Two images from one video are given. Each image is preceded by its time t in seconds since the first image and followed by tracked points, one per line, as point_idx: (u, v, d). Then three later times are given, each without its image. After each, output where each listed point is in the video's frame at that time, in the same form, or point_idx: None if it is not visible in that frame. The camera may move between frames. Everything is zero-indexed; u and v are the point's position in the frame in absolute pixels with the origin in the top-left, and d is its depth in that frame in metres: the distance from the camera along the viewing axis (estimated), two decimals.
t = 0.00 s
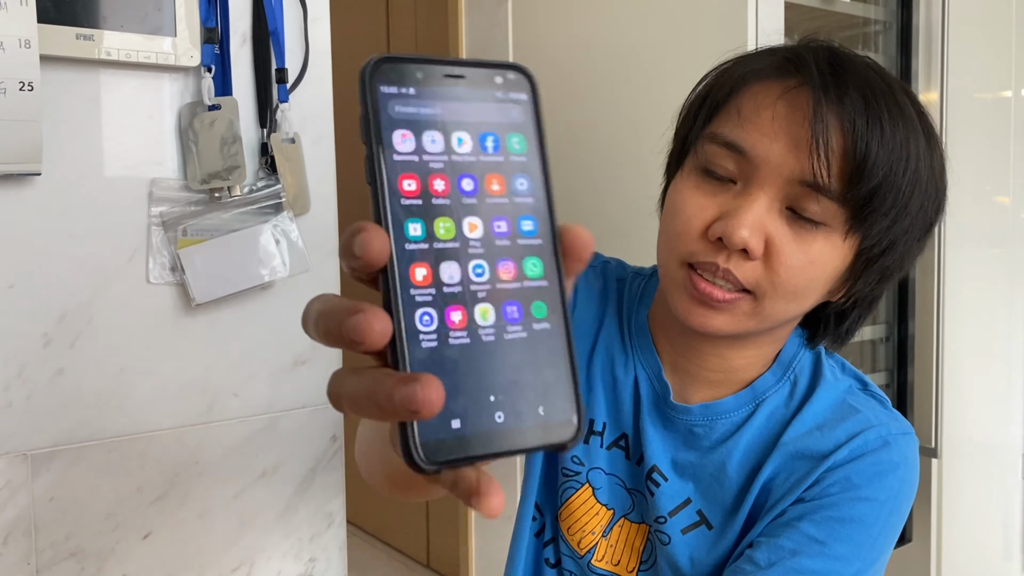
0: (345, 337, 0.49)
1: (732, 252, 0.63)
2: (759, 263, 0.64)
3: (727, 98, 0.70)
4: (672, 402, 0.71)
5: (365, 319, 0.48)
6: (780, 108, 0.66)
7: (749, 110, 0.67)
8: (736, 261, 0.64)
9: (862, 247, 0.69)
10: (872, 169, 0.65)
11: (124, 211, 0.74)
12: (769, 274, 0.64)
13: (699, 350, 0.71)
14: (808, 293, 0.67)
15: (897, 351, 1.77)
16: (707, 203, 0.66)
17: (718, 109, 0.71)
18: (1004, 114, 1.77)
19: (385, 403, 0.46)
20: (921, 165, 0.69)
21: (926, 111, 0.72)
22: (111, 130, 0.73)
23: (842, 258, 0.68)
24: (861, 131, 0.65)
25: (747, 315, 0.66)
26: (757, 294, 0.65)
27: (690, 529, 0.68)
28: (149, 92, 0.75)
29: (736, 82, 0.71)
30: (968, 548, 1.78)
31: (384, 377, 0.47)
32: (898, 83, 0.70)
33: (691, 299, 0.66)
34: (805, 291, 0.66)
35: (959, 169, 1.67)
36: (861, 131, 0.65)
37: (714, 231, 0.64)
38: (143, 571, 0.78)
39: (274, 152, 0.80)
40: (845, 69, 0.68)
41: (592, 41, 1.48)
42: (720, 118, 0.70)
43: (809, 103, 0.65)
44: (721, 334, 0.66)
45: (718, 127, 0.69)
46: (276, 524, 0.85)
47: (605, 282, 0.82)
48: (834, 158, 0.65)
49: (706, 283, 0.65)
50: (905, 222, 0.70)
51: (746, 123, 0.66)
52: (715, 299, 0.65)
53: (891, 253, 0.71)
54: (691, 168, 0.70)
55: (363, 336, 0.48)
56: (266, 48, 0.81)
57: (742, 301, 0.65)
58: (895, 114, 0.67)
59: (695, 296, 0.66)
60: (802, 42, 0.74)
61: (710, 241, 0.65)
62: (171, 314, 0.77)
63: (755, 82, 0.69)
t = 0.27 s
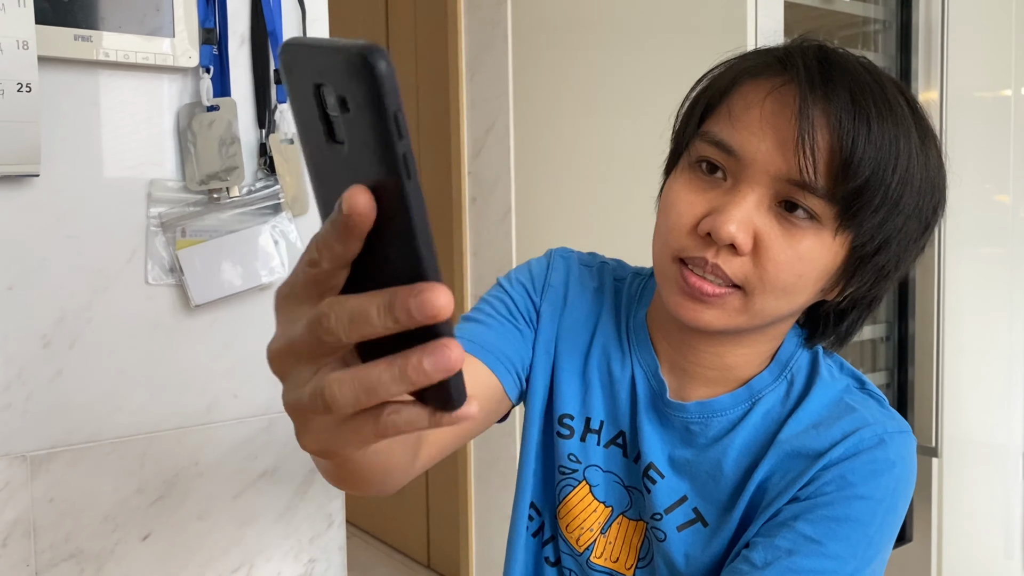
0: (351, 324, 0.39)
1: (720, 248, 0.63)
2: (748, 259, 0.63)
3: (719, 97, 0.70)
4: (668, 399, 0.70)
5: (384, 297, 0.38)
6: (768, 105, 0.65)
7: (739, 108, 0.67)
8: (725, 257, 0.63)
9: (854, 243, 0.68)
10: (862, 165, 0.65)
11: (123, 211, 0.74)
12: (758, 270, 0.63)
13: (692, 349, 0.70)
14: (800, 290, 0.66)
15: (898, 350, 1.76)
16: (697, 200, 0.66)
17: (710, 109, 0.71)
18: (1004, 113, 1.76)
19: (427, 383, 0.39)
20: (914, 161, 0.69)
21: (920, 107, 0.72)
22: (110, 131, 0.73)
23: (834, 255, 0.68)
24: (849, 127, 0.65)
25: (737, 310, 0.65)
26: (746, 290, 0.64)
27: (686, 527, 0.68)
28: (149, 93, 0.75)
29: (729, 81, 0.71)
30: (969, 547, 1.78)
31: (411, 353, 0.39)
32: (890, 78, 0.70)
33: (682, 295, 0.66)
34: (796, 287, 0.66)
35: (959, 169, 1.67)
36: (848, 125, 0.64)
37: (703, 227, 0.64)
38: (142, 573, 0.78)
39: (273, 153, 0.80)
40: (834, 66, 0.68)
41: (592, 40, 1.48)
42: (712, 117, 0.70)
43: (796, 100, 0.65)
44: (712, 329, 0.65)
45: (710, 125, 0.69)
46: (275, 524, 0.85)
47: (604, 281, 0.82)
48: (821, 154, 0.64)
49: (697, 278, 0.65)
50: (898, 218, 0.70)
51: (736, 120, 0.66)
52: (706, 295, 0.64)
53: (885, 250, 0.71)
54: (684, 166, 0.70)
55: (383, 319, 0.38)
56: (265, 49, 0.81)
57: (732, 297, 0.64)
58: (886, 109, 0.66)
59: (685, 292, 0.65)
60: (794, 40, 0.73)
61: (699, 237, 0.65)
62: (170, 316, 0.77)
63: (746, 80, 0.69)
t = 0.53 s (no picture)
0: (433, 306, 0.40)
1: (717, 242, 0.63)
2: (744, 253, 0.63)
3: (713, 94, 0.70)
4: (663, 397, 0.70)
5: (469, 267, 0.40)
6: (762, 100, 0.65)
7: (733, 104, 0.67)
8: (722, 251, 0.63)
9: (848, 238, 0.69)
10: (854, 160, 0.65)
11: (121, 211, 0.74)
12: (755, 263, 0.63)
13: (688, 345, 0.70)
14: (795, 284, 0.66)
15: (897, 349, 1.76)
16: (693, 195, 0.66)
17: (704, 106, 0.71)
18: (1003, 111, 1.76)
19: (509, 343, 0.41)
20: (905, 156, 0.69)
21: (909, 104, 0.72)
22: (110, 131, 0.73)
23: (828, 249, 0.68)
24: (842, 122, 0.65)
25: (733, 304, 0.64)
26: (743, 284, 0.64)
27: (683, 524, 0.68)
28: (148, 92, 0.75)
29: (722, 78, 0.71)
30: (969, 546, 1.78)
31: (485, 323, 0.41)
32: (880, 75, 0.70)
33: (678, 290, 0.65)
34: (791, 282, 0.65)
35: (958, 167, 1.67)
36: (841, 120, 0.65)
37: (699, 221, 0.63)
38: (142, 573, 0.78)
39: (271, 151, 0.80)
40: (825, 62, 0.68)
41: (591, 39, 1.48)
42: (705, 114, 0.70)
43: (790, 95, 0.65)
44: (708, 324, 0.65)
45: (704, 122, 0.69)
46: (275, 524, 0.85)
47: (596, 279, 0.82)
48: (814, 148, 0.64)
49: (693, 273, 0.64)
50: (892, 212, 0.70)
51: (730, 116, 0.66)
52: (703, 289, 0.64)
53: (878, 244, 0.71)
54: (678, 163, 0.70)
55: (469, 295, 0.40)
56: (264, 48, 0.80)
57: (729, 291, 0.64)
58: (877, 105, 0.67)
59: (682, 287, 0.65)
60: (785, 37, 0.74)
61: (695, 231, 0.64)
62: (170, 315, 0.77)
63: (739, 77, 0.69)
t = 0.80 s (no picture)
0: (479, 360, 0.41)
1: (719, 238, 0.63)
2: (746, 248, 0.63)
3: (714, 88, 0.70)
4: (664, 393, 0.70)
5: (514, 323, 0.42)
6: (764, 95, 0.65)
7: (735, 99, 0.67)
8: (724, 247, 0.63)
9: (850, 234, 0.68)
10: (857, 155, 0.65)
11: (121, 207, 0.74)
12: (757, 259, 0.63)
13: (690, 341, 0.70)
14: (797, 281, 0.66)
15: (897, 347, 1.77)
16: (695, 191, 0.66)
17: (705, 100, 0.71)
18: (1003, 108, 1.76)
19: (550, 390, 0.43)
20: (907, 152, 0.69)
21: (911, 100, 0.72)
22: (109, 127, 0.73)
23: (830, 245, 0.67)
24: (844, 117, 0.65)
25: (735, 301, 0.64)
26: (745, 280, 0.64)
27: (684, 521, 0.68)
28: (147, 89, 0.75)
29: (724, 74, 0.71)
30: (969, 543, 1.78)
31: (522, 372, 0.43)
32: (884, 71, 0.70)
33: (680, 286, 0.65)
34: (793, 278, 0.65)
35: (959, 164, 1.67)
36: (845, 115, 0.65)
37: (701, 217, 0.63)
38: (143, 570, 0.78)
39: (271, 147, 0.80)
40: (828, 57, 0.68)
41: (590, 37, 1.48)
42: (707, 109, 0.70)
43: (792, 90, 0.65)
44: (710, 320, 0.65)
45: (705, 117, 0.69)
46: (275, 521, 0.85)
47: (597, 276, 0.82)
48: (818, 143, 0.64)
49: (695, 269, 0.64)
50: (894, 209, 0.70)
51: (732, 111, 0.66)
52: (704, 285, 0.64)
53: (880, 240, 0.71)
54: (679, 159, 0.70)
55: (514, 351, 0.42)
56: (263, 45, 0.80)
57: (731, 287, 0.64)
58: (880, 100, 0.67)
59: (683, 283, 0.65)
60: (788, 32, 0.74)
61: (697, 227, 0.64)
62: (170, 313, 0.77)
63: (741, 72, 0.69)
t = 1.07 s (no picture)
0: (467, 383, 0.41)
1: (721, 241, 0.63)
2: (748, 252, 0.63)
3: (716, 90, 0.70)
4: (665, 395, 0.70)
5: (503, 348, 0.42)
6: (767, 98, 0.65)
7: (737, 101, 0.67)
8: (726, 250, 0.63)
9: (852, 237, 0.68)
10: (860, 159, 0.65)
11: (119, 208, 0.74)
12: (759, 263, 0.63)
13: (691, 344, 0.70)
14: (798, 284, 0.66)
15: (896, 345, 1.76)
16: (697, 193, 0.65)
17: (707, 102, 0.71)
18: (1002, 107, 1.76)
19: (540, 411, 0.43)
20: (910, 156, 0.69)
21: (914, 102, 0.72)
22: (106, 128, 0.73)
23: (831, 248, 0.67)
24: (846, 119, 0.65)
25: (737, 304, 0.64)
26: (746, 283, 0.64)
27: (684, 523, 0.68)
28: (144, 90, 0.75)
29: (726, 76, 0.70)
30: (968, 541, 1.78)
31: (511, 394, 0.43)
32: (888, 74, 0.70)
33: (681, 289, 0.65)
34: (795, 281, 0.65)
35: (957, 163, 1.67)
36: (848, 118, 0.65)
37: (702, 220, 0.63)
38: (141, 571, 0.78)
39: (269, 148, 0.80)
40: (831, 59, 0.68)
41: (589, 36, 1.48)
42: (709, 110, 0.70)
43: (795, 93, 0.65)
44: (711, 323, 0.65)
45: (707, 119, 0.69)
46: (274, 522, 0.85)
47: (597, 275, 0.82)
48: (820, 146, 0.64)
49: (696, 272, 0.64)
50: (896, 212, 0.70)
51: (734, 113, 0.66)
52: (706, 288, 0.64)
53: (882, 244, 0.71)
54: (681, 161, 0.70)
55: (503, 372, 0.42)
56: (260, 46, 0.80)
57: (732, 290, 0.64)
58: (882, 103, 0.66)
59: (685, 286, 0.65)
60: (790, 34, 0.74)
61: (699, 230, 0.64)
62: (167, 314, 0.77)
63: (744, 74, 0.69)
